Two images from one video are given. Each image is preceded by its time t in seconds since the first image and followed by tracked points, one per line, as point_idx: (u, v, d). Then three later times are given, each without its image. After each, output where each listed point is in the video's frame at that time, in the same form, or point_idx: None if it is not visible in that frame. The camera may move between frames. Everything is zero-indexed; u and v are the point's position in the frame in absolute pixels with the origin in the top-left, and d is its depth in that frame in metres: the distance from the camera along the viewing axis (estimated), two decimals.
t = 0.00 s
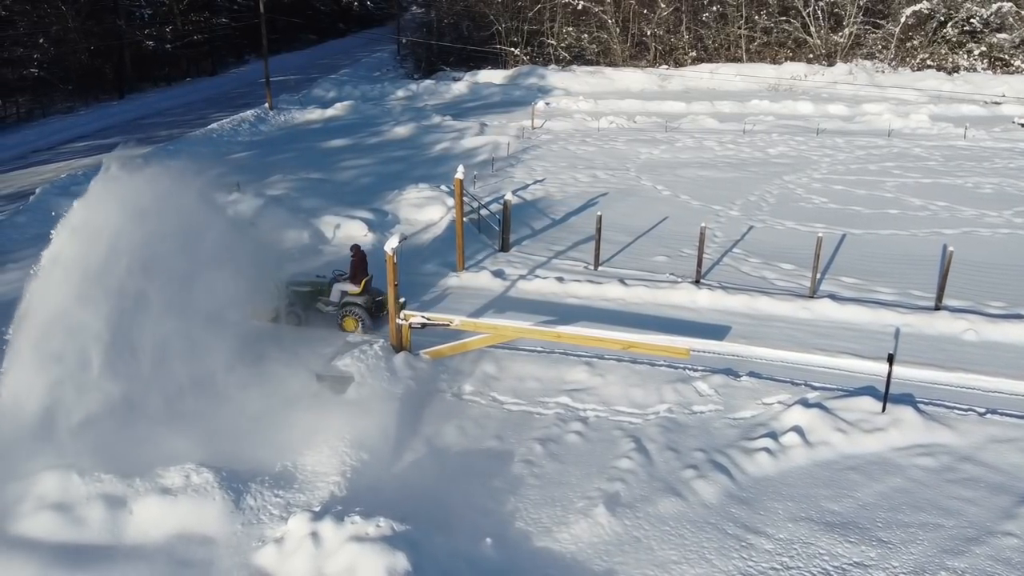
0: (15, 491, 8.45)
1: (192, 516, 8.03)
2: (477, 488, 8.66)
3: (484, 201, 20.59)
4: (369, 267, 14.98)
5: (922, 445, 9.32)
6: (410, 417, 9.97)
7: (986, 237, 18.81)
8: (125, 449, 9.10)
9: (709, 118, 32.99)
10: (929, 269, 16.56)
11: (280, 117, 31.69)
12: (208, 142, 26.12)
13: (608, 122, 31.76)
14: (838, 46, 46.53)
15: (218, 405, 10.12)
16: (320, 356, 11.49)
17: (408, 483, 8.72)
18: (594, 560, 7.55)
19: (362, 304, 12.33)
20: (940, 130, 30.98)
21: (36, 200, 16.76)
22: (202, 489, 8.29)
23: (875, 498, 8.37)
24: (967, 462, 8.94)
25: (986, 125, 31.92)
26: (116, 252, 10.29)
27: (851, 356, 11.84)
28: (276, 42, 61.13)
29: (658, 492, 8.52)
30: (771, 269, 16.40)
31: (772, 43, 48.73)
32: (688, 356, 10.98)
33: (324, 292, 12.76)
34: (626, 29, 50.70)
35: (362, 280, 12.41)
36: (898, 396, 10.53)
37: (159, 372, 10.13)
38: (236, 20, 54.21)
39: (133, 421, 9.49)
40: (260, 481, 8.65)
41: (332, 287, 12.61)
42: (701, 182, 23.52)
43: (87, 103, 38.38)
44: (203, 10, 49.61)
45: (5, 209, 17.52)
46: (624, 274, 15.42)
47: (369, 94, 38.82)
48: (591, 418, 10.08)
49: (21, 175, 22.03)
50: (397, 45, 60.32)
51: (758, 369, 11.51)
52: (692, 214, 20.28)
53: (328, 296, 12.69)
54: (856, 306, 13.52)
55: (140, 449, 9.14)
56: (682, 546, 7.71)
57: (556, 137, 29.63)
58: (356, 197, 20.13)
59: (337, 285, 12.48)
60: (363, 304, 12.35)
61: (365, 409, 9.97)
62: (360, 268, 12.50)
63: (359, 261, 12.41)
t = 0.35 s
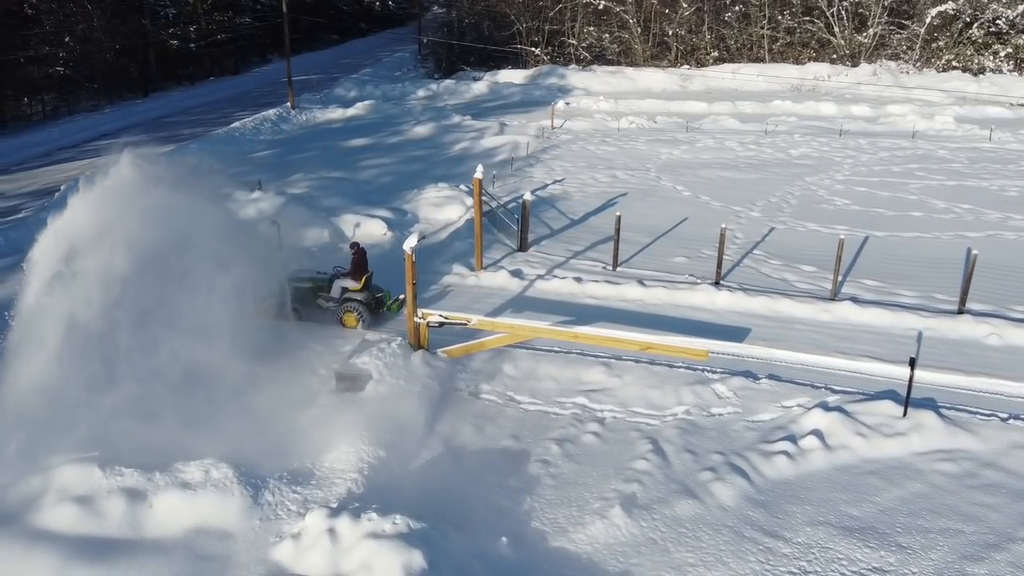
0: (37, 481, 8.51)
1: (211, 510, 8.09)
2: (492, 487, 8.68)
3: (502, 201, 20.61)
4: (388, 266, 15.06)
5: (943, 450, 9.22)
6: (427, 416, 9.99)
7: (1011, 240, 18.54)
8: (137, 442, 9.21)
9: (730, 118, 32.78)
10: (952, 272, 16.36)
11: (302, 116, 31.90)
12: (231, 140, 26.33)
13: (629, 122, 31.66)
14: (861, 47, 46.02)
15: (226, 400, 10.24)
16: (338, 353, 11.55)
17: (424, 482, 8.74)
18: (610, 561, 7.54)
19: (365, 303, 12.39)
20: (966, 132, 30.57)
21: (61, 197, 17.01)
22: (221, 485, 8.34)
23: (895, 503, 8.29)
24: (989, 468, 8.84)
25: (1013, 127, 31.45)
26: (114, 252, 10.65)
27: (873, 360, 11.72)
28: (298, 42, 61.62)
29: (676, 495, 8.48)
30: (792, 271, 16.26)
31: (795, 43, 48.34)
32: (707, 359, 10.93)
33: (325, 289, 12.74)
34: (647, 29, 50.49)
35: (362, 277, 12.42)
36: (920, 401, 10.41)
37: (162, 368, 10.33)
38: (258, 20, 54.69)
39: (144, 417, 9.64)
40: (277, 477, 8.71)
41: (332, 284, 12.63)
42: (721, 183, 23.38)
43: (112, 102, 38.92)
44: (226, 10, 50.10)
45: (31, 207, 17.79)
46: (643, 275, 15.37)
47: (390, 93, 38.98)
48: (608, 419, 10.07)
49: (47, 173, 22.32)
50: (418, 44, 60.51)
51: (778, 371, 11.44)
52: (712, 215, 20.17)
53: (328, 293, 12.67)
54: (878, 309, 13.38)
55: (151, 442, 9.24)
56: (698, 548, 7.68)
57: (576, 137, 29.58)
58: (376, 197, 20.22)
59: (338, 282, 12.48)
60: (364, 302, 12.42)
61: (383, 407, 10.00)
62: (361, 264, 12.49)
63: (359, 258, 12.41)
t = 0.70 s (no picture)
0: (57, 473, 8.50)
1: (229, 504, 8.17)
2: (508, 487, 8.69)
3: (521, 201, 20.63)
4: (406, 265, 15.10)
5: (965, 455, 9.11)
6: (444, 415, 10.03)
7: None
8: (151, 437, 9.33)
9: (751, 118, 32.55)
10: (976, 275, 16.15)
11: (322, 115, 32.10)
12: (252, 139, 26.53)
13: (648, 122, 31.53)
14: (885, 47, 45.48)
15: (234, 390, 10.43)
16: (356, 351, 11.60)
17: (441, 479, 8.77)
18: (626, 562, 7.53)
19: (364, 300, 12.40)
20: (991, 134, 30.16)
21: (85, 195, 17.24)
22: (240, 481, 8.39)
23: (915, 508, 8.20)
24: (1011, 475, 8.72)
25: None
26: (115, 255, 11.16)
27: (893, 363, 11.60)
28: (319, 42, 62.03)
29: (693, 497, 8.45)
30: (812, 273, 16.13)
31: (818, 44, 47.93)
32: (725, 361, 10.87)
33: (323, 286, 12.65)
34: (668, 29, 50.24)
35: (362, 273, 12.37)
36: (941, 405, 10.28)
37: (167, 361, 10.60)
38: (280, 19, 55.13)
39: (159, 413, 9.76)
40: (294, 474, 8.77)
41: (331, 280, 12.53)
42: (742, 184, 23.23)
43: (136, 100, 39.39)
44: (249, 10, 50.53)
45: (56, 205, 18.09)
46: (660, 275, 15.31)
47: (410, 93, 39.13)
48: (625, 420, 10.04)
49: (71, 172, 22.61)
50: (439, 44, 60.65)
51: (797, 374, 11.34)
52: (732, 216, 20.05)
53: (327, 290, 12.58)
54: (900, 312, 13.24)
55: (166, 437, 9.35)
56: (715, 551, 7.64)
57: (595, 137, 29.52)
58: (395, 196, 20.31)
59: (338, 278, 12.42)
60: (365, 298, 12.41)
61: (401, 407, 10.03)
62: (360, 260, 12.40)
63: (358, 254, 12.33)
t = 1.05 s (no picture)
0: (75, 468, 8.59)
1: (246, 501, 8.23)
2: (523, 486, 8.69)
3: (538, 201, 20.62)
4: (422, 264, 15.15)
5: (984, 460, 8.99)
6: (459, 413, 10.04)
7: None
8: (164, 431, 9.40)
9: (770, 119, 32.32)
10: (997, 279, 15.94)
11: (341, 115, 32.25)
12: (271, 138, 26.70)
13: (667, 122, 31.38)
14: (907, 48, 44.96)
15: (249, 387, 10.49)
16: (372, 350, 11.66)
17: (456, 478, 8.79)
18: (640, 563, 7.51)
19: (361, 295, 12.51)
20: (1014, 136, 29.76)
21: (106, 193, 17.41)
22: (257, 478, 8.45)
23: (934, 513, 8.10)
24: None
25: None
26: (120, 247, 11.18)
27: (912, 367, 11.47)
28: (338, 41, 62.35)
29: (708, 499, 8.40)
30: (831, 275, 15.99)
31: (838, 44, 47.51)
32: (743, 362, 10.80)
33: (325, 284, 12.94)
34: (687, 29, 49.97)
35: (358, 269, 12.48)
36: (961, 409, 10.16)
37: (180, 355, 10.70)
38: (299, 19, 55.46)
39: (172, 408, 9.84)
40: (310, 471, 8.80)
41: (331, 276, 12.74)
42: (760, 185, 23.07)
43: (157, 99, 39.75)
44: (269, 10, 50.88)
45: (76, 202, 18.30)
46: (677, 276, 15.25)
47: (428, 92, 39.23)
48: (640, 422, 10.01)
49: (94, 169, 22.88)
50: (457, 43, 60.75)
51: (814, 376, 11.25)
52: (750, 217, 19.92)
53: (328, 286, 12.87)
54: (920, 315, 13.10)
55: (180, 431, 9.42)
56: (730, 554, 7.59)
57: (613, 137, 29.44)
58: (412, 196, 20.39)
59: (337, 275, 12.65)
60: (362, 293, 12.53)
61: (416, 406, 10.07)
62: (355, 257, 12.47)
63: (354, 250, 12.42)
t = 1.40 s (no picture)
0: (91, 465, 8.63)
1: (260, 500, 8.25)
2: (537, 489, 8.65)
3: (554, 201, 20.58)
4: (436, 264, 15.15)
5: (1005, 468, 8.85)
6: (473, 415, 10.02)
7: None
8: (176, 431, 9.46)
9: (789, 120, 32.07)
10: (1019, 283, 15.72)
11: (357, 114, 32.35)
12: (288, 137, 26.82)
13: (684, 122, 31.21)
14: (927, 48, 44.48)
15: (262, 385, 10.56)
16: (385, 349, 11.66)
17: (469, 480, 8.77)
18: (653, 567, 7.44)
19: (358, 293, 12.55)
20: None
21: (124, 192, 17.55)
22: (270, 477, 8.47)
23: (953, 520, 7.98)
24: None
25: None
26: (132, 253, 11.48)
27: (931, 372, 11.32)
28: (355, 41, 62.61)
29: (724, 504, 8.32)
30: (849, 278, 15.83)
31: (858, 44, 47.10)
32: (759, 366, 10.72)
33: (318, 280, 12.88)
34: (705, 29, 49.68)
35: (355, 267, 12.56)
36: (981, 416, 10.01)
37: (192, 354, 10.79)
38: (317, 18, 55.72)
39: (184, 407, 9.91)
40: (323, 470, 8.82)
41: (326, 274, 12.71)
42: (778, 186, 22.88)
43: (176, 98, 40.07)
44: (287, 9, 51.15)
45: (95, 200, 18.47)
46: (692, 278, 15.15)
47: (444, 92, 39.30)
48: (655, 425, 9.94)
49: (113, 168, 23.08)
50: (474, 43, 60.79)
51: (832, 381, 11.13)
52: (767, 219, 19.77)
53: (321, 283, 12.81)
54: (940, 319, 12.93)
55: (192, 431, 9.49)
56: (745, 559, 7.52)
57: (629, 137, 29.32)
58: (428, 195, 20.41)
59: (332, 273, 12.60)
60: (358, 291, 12.56)
61: (431, 406, 10.05)
62: (351, 255, 12.60)
63: (350, 248, 12.55)
